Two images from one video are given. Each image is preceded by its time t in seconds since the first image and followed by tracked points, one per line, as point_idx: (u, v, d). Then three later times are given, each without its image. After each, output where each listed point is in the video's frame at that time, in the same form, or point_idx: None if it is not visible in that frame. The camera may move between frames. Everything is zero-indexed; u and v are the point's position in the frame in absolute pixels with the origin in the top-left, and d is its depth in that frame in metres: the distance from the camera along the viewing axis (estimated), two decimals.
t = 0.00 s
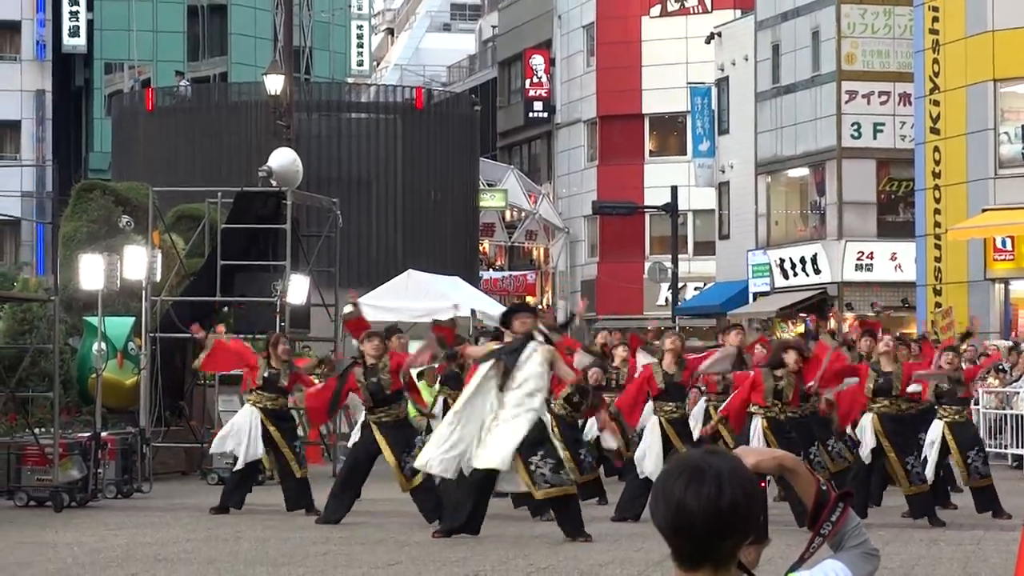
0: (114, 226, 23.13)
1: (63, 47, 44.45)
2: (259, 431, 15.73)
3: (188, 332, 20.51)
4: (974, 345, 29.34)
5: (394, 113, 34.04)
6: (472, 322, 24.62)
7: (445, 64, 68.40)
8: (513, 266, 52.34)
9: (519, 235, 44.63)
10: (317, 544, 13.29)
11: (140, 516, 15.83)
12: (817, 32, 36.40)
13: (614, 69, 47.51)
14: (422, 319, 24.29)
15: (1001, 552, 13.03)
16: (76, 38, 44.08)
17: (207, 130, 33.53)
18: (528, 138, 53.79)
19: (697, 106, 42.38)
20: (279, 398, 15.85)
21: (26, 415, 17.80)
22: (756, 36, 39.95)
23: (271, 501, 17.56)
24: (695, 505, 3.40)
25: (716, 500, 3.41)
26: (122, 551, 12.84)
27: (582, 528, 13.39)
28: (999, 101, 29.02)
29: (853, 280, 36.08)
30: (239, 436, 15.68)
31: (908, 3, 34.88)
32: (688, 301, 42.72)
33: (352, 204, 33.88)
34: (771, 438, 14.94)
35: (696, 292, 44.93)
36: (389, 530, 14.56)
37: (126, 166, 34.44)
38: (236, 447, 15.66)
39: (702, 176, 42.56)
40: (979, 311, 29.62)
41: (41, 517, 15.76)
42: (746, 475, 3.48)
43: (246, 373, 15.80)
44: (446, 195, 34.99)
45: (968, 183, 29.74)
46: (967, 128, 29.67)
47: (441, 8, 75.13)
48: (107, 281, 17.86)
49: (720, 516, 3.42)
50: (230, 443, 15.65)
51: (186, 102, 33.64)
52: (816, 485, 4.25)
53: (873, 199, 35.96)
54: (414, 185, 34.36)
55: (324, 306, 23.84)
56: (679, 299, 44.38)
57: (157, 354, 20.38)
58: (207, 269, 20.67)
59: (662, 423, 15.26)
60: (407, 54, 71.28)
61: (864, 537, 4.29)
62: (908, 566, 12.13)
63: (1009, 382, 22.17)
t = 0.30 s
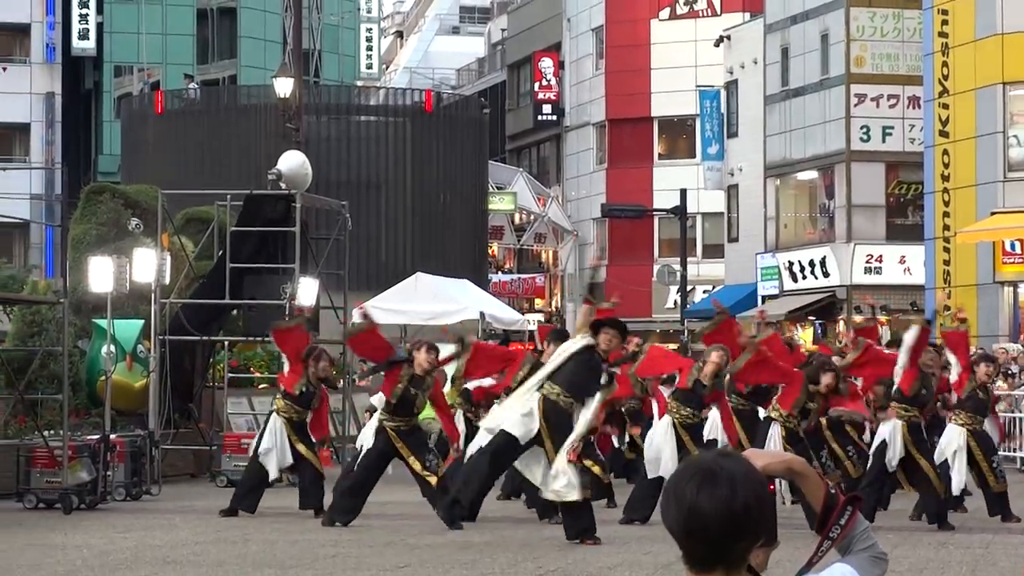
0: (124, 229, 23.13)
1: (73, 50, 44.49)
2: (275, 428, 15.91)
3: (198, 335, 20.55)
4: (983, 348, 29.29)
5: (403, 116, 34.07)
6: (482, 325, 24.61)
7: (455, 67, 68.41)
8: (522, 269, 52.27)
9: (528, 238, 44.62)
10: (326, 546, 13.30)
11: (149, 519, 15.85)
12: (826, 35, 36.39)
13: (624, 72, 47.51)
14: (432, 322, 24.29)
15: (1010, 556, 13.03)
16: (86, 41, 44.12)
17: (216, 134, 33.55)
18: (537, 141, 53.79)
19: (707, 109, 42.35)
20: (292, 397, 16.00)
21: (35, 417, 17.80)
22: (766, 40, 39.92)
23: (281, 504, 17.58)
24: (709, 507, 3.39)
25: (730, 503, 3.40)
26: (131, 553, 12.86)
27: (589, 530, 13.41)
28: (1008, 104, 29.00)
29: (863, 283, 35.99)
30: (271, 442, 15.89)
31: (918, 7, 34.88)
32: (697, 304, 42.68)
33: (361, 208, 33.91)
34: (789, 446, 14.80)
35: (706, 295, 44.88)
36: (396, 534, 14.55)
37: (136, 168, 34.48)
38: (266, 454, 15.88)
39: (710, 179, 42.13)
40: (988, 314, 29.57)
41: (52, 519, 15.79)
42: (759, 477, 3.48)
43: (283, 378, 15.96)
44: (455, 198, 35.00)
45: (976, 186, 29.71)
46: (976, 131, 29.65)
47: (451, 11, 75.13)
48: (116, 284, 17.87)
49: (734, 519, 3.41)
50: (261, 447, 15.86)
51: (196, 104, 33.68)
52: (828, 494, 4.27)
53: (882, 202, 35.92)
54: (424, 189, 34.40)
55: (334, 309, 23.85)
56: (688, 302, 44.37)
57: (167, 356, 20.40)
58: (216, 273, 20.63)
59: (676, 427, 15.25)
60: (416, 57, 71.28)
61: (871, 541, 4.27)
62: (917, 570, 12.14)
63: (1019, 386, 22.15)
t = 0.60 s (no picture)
0: (130, 229, 23.10)
1: (79, 50, 44.46)
2: (291, 433, 15.81)
3: (204, 334, 20.50)
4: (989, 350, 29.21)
5: (410, 116, 34.03)
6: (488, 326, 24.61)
7: (461, 67, 68.27)
8: (528, 270, 52.18)
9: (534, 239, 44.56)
10: (331, 547, 13.27)
11: (154, 519, 15.81)
12: (833, 37, 36.36)
13: (630, 73, 47.46)
14: (439, 323, 24.26)
15: (1016, 557, 12.97)
16: (92, 40, 44.09)
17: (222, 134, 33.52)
18: (543, 142, 53.75)
19: (712, 110, 41.86)
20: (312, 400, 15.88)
21: (40, 416, 17.77)
22: (772, 41, 39.87)
23: (287, 504, 17.55)
24: (718, 509, 3.35)
25: (738, 504, 3.36)
26: (136, 553, 12.83)
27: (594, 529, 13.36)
28: (1014, 107, 28.94)
29: (868, 285, 35.88)
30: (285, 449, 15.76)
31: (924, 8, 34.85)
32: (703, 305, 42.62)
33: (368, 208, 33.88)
34: (802, 451, 14.32)
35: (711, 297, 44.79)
36: (400, 534, 14.53)
37: (142, 167, 34.45)
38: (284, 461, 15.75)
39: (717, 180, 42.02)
40: (994, 316, 29.48)
41: (57, 519, 15.76)
42: (768, 479, 3.43)
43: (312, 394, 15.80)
44: (462, 198, 34.98)
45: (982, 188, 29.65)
46: (983, 133, 29.59)
47: (458, 12, 75.08)
48: (121, 284, 17.83)
49: (743, 520, 3.36)
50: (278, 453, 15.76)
51: (202, 104, 33.68)
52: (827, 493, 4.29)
53: (888, 204, 35.85)
54: (430, 190, 34.38)
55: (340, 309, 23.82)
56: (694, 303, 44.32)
57: (172, 356, 20.39)
58: (223, 273, 20.59)
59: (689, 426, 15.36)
60: (423, 58, 71.25)
61: (874, 545, 4.24)
62: (923, 571, 12.09)
63: None
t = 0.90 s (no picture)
0: (135, 232, 23.11)
1: (85, 53, 44.51)
2: (299, 441, 15.79)
3: (209, 337, 20.45)
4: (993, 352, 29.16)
5: (415, 118, 34.02)
6: (493, 328, 24.60)
7: (466, 69, 68.19)
8: (533, 273, 52.17)
9: (539, 241, 44.55)
10: (336, 550, 13.26)
11: (160, 521, 15.82)
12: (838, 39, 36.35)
13: (635, 75, 47.47)
14: (443, 325, 24.25)
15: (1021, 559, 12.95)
16: (97, 43, 44.12)
17: (227, 137, 33.55)
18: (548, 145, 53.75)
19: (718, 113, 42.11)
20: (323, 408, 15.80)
21: (45, 418, 17.80)
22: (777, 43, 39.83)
23: (292, 507, 17.55)
24: (721, 512, 3.33)
25: (742, 507, 3.34)
26: (140, 556, 12.84)
27: (599, 531, 13.43)
28: (1018, 109, 28.90)
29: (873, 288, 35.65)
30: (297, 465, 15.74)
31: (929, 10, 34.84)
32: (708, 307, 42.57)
33: (372, 211, 33.87)
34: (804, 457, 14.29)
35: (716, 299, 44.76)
36: (404, 536, 14.54)
37: (146, 170, 34.45)
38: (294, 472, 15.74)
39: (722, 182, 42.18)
40: (999, 318, 29.45)
41: (63, 522, 15.77)
42: (771, 482, 3.43)
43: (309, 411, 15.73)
44: (467, 200, 34.99)
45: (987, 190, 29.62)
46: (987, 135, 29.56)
47: (463, 14, 75.05)
48: (126, 286, 17.84)
49: (746, 521, 3.35)
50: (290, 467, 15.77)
51: (208, 107, 33.73)
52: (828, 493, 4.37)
53: (893, 206, 35.79)
54: (435, 192, 34.39)
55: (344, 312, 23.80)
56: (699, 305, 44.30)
57: (178, 358, 20.40)
58: (228, 275, 20.57)
59: (692, 429, 15.30)
60: (428, 60, 71.22)
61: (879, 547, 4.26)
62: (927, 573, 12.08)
63: None
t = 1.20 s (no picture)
0: (139, 234, 23.10)
1: (88, 56, 44.54)
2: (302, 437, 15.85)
3: (213, 341, 20.51)
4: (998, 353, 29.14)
5: (418, 120, 34.03)
6: (497, 330, 24.58)
7: (469, 72, 68.20)
8: (536, 275, 52.16)
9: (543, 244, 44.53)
10: (341, 552, 13.27)
11: (164, 525, 15.83)
12: (841, 41, 36.35)
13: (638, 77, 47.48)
14: (447, 328, 24.23)
15: None
16: (100, 46, 44.15)
17: (231, 140, 33.57)
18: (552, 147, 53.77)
19: (722, 115, 41.99)
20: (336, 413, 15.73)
21: (49, 421, 17.83)
22: (781, 45, 39.80)
23: (297, 510, 17.56)
24: (726, 514, 3.34)
25: (746, 508, 3.35)
26: (145, 559, 12.85)
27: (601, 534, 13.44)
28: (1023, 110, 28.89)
29: (877, 289, 35.81)
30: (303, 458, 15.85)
31: (932, 12, 34.84)
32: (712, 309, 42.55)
33: (376, 213, 33.87)
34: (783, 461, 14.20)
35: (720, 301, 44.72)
36: (408, 538, 14.54)
37: (150, 173, 34.46)
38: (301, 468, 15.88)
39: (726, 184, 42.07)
40: (1003, 320, 29.44)
41: (67, 525, 15.77)
42: (774, 484, 3.44)
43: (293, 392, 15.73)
44: (471, 203, 35.00)
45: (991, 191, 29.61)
46: (991, 136, 29.56)
47: (467, 16, 75.07)
48: (131, 290, 17.85)
49: (749, 523, 3.35)
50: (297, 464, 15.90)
51: (211, 110, 33.74)
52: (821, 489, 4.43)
53: (897, 208, 35.79)
54: (439, 195, 34.40)
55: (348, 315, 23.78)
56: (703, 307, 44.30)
57: (183, 362, 20.53)
58: (232, 278, 20.62)
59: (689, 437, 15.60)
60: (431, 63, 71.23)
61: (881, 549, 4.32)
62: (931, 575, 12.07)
63: None
